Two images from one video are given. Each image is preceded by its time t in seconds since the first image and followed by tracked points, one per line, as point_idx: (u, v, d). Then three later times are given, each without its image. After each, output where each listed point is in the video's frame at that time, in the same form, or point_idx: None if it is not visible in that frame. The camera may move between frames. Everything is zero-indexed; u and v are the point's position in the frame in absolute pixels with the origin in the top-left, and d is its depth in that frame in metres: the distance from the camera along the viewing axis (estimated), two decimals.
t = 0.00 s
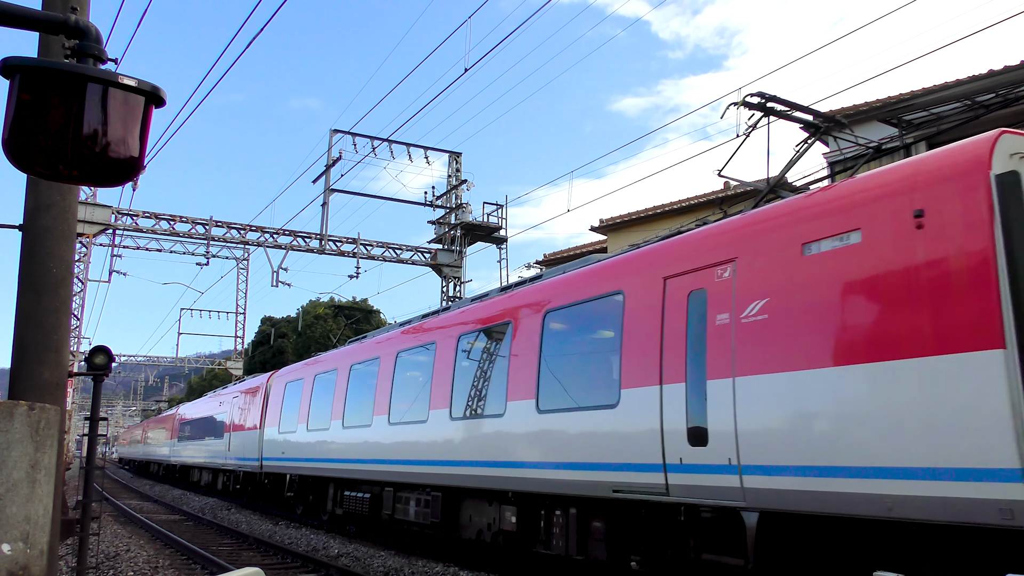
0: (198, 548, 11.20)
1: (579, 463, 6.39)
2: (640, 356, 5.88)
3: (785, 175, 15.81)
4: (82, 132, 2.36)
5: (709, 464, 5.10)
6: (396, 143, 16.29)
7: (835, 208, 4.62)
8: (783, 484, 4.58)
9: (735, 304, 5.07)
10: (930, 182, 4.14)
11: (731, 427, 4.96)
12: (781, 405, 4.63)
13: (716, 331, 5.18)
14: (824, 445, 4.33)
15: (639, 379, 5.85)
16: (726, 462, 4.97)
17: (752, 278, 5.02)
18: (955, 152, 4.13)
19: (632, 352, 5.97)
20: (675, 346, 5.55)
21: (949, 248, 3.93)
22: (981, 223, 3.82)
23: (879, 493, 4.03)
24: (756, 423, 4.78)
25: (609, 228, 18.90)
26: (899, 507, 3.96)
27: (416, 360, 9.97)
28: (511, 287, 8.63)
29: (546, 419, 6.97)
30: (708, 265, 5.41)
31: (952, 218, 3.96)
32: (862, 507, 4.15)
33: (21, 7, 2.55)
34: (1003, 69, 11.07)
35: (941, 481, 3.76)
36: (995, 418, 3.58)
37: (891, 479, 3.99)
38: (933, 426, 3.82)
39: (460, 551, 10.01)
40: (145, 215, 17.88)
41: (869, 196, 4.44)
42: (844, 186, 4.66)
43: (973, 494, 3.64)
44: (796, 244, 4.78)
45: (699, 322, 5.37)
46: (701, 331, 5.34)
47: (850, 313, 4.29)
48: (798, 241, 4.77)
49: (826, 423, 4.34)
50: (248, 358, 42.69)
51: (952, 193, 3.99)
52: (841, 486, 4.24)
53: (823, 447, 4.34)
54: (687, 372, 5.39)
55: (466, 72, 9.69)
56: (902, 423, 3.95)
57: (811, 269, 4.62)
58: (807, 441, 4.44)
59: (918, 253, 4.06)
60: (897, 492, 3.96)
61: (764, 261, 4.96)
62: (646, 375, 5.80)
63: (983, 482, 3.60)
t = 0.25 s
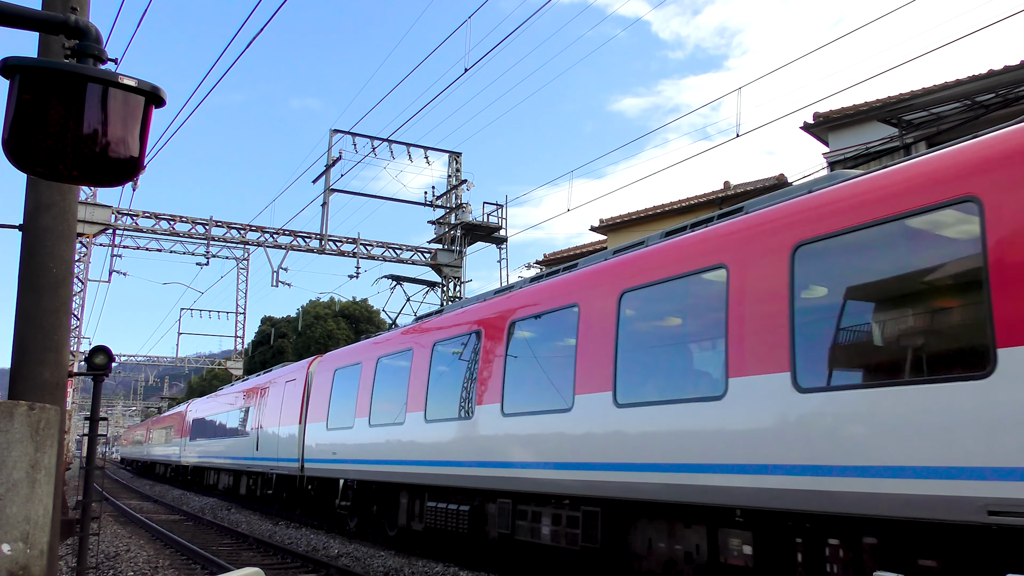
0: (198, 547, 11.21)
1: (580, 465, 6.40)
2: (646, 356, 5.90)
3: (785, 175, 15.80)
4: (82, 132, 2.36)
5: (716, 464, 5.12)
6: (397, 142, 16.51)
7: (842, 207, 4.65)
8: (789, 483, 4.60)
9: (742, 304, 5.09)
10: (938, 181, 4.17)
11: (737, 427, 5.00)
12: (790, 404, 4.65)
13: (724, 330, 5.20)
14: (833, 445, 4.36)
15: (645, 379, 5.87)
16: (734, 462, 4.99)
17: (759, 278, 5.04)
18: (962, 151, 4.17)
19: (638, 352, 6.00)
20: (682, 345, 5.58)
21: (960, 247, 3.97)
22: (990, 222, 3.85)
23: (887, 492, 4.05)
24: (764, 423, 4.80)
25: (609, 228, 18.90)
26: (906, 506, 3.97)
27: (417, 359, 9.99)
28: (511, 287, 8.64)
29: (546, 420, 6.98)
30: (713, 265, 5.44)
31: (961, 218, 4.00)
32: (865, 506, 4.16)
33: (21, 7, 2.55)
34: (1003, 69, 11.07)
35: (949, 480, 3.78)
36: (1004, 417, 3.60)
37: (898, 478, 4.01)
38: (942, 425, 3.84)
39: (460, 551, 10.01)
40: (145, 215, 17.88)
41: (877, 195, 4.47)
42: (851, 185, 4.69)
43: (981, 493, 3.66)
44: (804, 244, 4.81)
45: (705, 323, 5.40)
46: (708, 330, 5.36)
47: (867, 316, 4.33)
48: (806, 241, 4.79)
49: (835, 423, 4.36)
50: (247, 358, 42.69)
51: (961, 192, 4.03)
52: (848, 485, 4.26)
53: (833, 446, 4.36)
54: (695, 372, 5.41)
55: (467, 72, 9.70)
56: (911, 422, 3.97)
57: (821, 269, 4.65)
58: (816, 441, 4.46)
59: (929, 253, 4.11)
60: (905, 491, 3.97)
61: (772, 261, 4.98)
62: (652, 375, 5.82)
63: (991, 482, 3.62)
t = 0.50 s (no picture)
0: (198, 547, 11.20)
1: (573, 465, 6.38)
2: (640, 356, 5.89)
3: (785, 175, 15.80)
4: (82, 132, 2.36)
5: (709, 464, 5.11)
6: (398, 142, 16.13)
7: (833, 210, 4.64)
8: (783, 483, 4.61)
9: (734, 306, 5.09)
10: (927, 185, 4.16)
11: (729, 428, 4.99)
12: (782, 405, 4.65)
13: (716, 331, 5.20)
14: (825, 444, 4.37)
15: (638, 381, 5.87)
16: (727, 463, 4.98)
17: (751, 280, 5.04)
18: (953, 155, 4.16)
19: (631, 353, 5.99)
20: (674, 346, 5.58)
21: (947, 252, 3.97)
22: (979, 226, 3.85)
23: (880, 490, 4.06)
24: (757, 423, 4.80)
25: (609, 228, 18.90)
26: (900, 504, 3.98)
27: (412, 360, 9.98)
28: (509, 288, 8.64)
29: (538, 420, 6.96)
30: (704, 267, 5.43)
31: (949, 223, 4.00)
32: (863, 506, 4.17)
33: (21, 7, 2.55)
34: (1003, 69, 11.07)
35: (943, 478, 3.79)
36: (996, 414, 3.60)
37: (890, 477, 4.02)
38: (934, 423, 3.85)
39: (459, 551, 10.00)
40: (145, 215, 17.87)
41: (868, 199, 4.46)
42: (842, 188, 4.69)
43: (975, 491, 3.67)
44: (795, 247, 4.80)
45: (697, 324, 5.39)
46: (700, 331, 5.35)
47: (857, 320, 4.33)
48: (797, 243, 4.79)
49: (827, 423, 4.37)
50: (248, 358, 42.67)
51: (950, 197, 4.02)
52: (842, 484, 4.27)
53: (826, 446, 4.37)
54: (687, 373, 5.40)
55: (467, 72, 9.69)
56: (903, 421, 3.98)
57: (812, 272, 4.65)
58: (809, 441, 4.46)
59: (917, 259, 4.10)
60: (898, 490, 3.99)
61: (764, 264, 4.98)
62: (645, 376, 5.82)
63: (985, 479, 3.63)
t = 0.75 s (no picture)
0: (198, 547, 11.20)
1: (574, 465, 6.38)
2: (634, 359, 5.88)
3: (785, 175, 15.81)
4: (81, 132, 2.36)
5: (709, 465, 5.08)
6: (397, 142, 16.59)
7: (831, 211, 4.63)
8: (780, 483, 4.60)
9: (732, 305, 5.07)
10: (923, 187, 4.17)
11: (725, 429, 4.98)
12: (777, 406, 4.65)
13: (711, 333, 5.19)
14: (821, 445, 4.36)
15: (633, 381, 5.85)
16: (724, 464, 4.97)
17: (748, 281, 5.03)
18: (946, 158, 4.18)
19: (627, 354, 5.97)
20: (668, 346, 5.56)
21: (945, 253, 3.95)
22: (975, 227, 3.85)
23: (878, 490, 4.05)
24: (753, 424, 4.79)
25: (609, 228, 18.90)
26: (902, 504, 3.95)
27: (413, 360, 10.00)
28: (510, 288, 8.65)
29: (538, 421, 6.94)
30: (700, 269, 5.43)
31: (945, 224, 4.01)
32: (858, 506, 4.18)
33: (21, 7, 2.54)
34: (1003, 69, 11.08)
35: (943, 478, 3.76)
36: (994, 413, 3.58)
37: (889, 477, 4.00)
38: (933, 423, 3.81)
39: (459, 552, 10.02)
40: (145, 215, 17.89)
41: (863, 200, 4.46)
42: (837, 191, 4.68)
43: (973, 490, 3.65)
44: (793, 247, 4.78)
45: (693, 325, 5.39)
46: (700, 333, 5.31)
47: (844, 322, 4.32)
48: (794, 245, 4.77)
49: (824, 423, 4.35)
50: (248, 358, 42.65)
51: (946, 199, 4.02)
52: (839, 485, 4.26)
53: (822, 444, 4.37)
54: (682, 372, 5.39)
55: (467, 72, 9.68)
56: (901, 420, 3.96)
57: (809, 272, 4.63)
58: (806, 442, 4.45)
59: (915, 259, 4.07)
60: (896, 490, 3.97)
61: (762, 263, 4.97)
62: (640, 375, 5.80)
63: (982, 480, 3.60)
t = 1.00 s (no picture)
0: (198, 548, 11.20)
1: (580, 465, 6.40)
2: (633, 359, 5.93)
3: (785, 175, 15.80)
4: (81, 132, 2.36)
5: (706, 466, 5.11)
6: (398, 142, 15.72)
7: (825, 211, 4.66)
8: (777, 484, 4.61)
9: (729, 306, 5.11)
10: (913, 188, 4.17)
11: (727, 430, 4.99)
12: (772, 407, 4.67)
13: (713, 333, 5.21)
14: (815, 447, 4.37)
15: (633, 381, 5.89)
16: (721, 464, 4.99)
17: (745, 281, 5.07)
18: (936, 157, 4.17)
19: (629, 354, 6.01)
20: (670, 347, 5.56)
21: (940, 255, 3.93)
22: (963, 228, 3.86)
23: (879, 493, 4.02)
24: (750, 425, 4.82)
25: (609, 228, 18.88)
26: (903, 506, 3.92)
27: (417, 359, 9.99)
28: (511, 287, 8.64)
29: (544, 420, 6.99)
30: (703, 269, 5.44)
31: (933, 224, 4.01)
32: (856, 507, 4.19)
33: (21, 7, 2.54)
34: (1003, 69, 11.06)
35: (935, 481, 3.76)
36: (982, 416, 3.58)
37: (881, 480, 4.01)
38: (933, 426, 3.78)
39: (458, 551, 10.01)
40: (145, 215, 17.87)
41: (857, 200, 4.47)
42: (833, 191, 4.70)
43: (963, 493, 3.65)
44: (789, 247, 4.81)
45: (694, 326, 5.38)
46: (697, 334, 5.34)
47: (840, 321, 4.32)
48: (790, 245, 4.79)
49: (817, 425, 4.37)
50: (248, 358, 42.64)
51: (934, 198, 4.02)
52: (832, 487, 4.27)
53: (816, 445, 4.38)
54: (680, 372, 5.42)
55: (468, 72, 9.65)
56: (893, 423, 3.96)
57: (802, 273, 4.65)
58: (800, 443, 4.46)
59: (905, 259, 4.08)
60: (889, 492, 3.98)
61: (758, 264, 5.00)
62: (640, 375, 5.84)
63: (973, 483, 3.60)
